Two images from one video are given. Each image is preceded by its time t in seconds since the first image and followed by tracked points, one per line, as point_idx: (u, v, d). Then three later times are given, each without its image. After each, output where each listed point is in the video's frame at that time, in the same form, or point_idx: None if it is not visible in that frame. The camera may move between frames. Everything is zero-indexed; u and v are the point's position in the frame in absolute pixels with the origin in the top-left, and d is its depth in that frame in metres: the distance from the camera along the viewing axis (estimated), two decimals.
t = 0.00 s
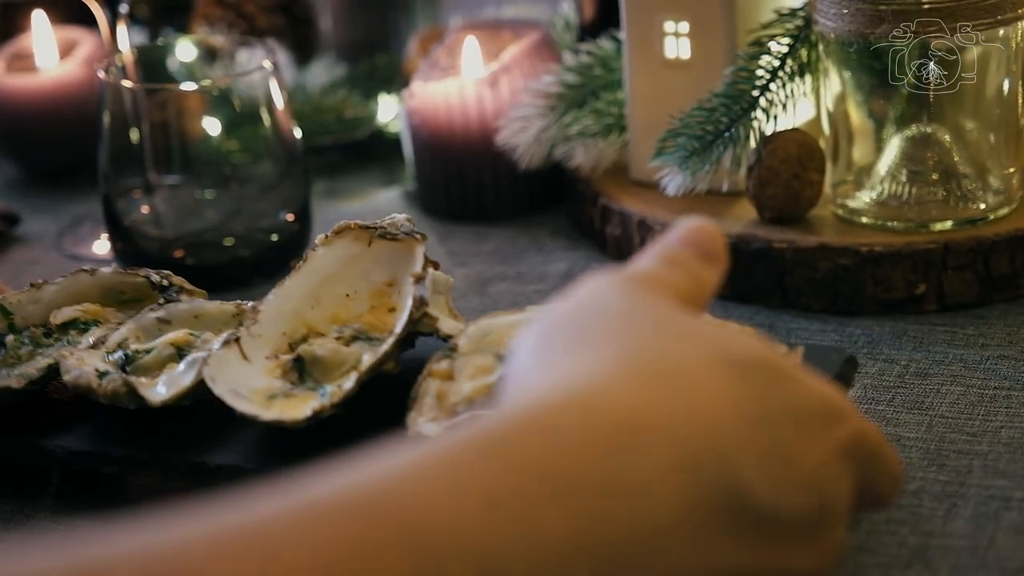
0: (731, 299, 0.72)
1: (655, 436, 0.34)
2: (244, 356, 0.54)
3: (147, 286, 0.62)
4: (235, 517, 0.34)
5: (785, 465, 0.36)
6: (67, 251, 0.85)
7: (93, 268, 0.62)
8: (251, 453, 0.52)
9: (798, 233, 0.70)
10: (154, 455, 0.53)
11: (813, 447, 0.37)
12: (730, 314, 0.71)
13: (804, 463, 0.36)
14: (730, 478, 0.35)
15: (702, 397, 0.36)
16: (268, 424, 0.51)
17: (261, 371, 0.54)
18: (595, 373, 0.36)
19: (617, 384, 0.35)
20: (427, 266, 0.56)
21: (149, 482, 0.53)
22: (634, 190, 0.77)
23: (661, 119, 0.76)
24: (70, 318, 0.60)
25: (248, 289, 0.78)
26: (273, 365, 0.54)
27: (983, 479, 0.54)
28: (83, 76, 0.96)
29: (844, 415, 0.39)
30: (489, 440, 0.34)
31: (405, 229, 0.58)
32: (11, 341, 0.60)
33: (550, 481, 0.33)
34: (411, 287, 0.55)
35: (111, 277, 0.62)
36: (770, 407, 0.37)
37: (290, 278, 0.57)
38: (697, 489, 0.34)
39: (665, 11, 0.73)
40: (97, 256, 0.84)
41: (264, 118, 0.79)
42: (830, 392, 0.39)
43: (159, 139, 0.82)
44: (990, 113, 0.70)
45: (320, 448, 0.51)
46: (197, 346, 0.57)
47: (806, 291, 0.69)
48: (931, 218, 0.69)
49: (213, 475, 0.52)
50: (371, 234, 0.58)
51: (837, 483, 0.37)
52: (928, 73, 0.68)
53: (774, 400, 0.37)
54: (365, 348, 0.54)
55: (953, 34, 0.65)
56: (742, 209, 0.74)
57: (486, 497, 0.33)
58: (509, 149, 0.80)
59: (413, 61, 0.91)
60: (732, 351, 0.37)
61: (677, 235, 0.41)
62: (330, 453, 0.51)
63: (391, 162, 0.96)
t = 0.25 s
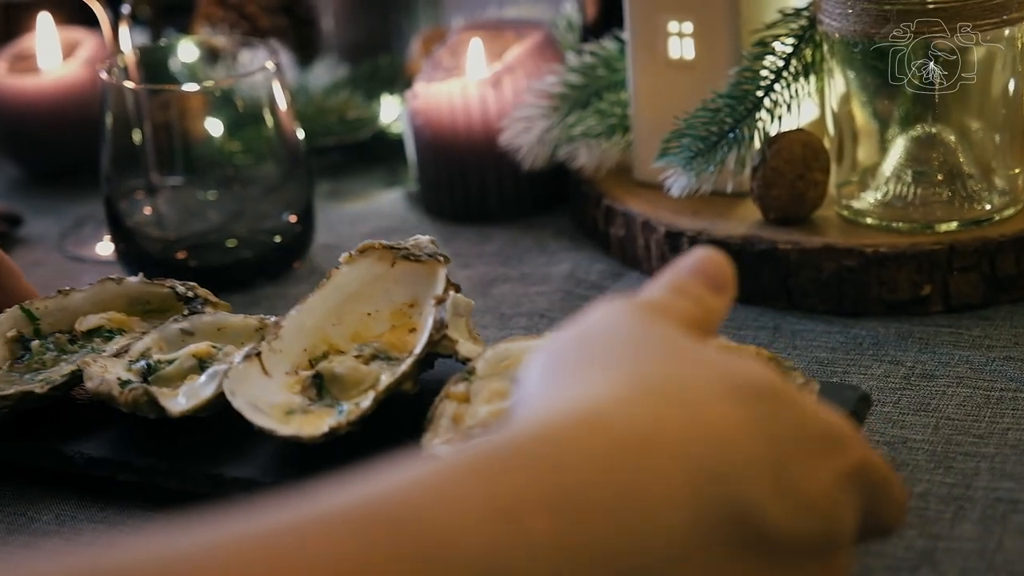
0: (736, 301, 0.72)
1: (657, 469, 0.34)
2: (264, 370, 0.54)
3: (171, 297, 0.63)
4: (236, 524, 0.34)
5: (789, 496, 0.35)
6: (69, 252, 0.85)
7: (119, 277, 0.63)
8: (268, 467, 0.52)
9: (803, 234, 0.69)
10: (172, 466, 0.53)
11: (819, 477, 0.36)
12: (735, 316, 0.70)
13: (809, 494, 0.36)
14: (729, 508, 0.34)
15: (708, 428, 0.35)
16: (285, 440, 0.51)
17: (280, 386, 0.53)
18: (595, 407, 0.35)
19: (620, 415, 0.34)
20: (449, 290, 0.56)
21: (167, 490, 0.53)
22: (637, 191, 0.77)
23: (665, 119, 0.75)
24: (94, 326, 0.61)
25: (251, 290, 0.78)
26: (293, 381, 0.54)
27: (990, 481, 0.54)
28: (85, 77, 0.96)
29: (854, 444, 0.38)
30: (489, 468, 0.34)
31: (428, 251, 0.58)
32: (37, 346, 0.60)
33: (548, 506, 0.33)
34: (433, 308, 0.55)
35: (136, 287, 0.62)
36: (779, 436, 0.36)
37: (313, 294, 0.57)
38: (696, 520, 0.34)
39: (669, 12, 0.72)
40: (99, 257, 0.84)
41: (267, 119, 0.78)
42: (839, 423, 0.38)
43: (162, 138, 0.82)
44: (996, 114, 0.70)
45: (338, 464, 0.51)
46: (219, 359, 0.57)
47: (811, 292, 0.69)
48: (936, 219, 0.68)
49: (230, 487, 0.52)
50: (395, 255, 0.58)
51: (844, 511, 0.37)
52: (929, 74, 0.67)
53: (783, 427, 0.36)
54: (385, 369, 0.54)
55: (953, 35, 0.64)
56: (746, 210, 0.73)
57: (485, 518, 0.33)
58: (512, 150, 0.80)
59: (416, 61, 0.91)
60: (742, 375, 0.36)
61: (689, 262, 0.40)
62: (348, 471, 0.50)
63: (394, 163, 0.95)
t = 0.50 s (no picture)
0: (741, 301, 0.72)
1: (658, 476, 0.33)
2: (274, 380, 0.54)
3: (184, 303, 0.63)
4: (235, 519, 0.33)
5: (795, 505, 0.35)
6: (72, 253, 0.84)
7: (132, 283, 0.63)
8: (277, 477, 0.51)
9: (808, 234, 0.69)
10: (182, 474, 0.53)
11: (826, 486, 0.36)
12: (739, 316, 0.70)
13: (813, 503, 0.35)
14: (733, 516, 0.34)
15: (712, 436, 0.34)
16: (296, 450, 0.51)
17: (290, 396, 0.53)
18: (595, 413, 0.34)
19: (623, 423, 0.34)
20: (459, 297, 0.56)
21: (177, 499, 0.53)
22: (642, 191, 0.77)
23: (669, 119, 0.75)
24: (107, 332, 0.61)
25: (255, 290, 0.78)
26: (303, 390, 0.54)
27: (997, 482, 0.54)
28: (88, 78, 0.96)
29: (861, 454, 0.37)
30: (492, 476, 0.33)
31: (438, 260, 0.58)
32: (49, 354, 0.61)
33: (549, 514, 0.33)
34: (443, 318, 0.55)
35: (148, 293, 0.63)
36: (784, 444, 0.35)
37: (324, 302, 0.57)
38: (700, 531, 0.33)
39: (673, 11, 0.72)
40: (102, 257, 0.84)
41: (270, 119, 0.78)
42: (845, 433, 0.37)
43: (165, 140, 0.83)
44: (1002, 113, 0.69)
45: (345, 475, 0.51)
46: (229, 367, 0.57)
47: (816, 293, 0.69)
48: (942, 219, 0.68)
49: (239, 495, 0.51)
50: (406, 263, 0.58)
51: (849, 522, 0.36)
52: (929, 74, 0.67)
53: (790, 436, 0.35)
54: (394, 378, 0.54)
55: (953, 35, 0.64)
56: (751, 210, 0.73)
57: (484, 523, 0.32)
58: (516, 150, 0.80)
59: (419, 61, 0.91)
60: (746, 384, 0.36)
61: (698, 272, 0.39)
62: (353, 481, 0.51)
63: (397, 163, 0.95)
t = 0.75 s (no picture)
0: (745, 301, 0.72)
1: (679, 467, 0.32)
2: (284, 382, 0.54)
3: (193, 305, 0.63)
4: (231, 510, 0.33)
5: (811, 489, 0.33)
6: (75, 253, 0.84)
7: (141, 284, 0.64)
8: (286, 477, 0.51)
9: (813, 234, 0.69)
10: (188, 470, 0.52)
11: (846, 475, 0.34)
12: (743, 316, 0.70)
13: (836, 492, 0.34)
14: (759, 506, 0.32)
15: (736, 423, 0.32)
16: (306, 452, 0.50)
17: (301, 398, 0.53)
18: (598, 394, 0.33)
19: (644, 409, 0.32)
20: (470, 301, 0.56)
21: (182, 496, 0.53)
22: (645, 190, 0.77)
23: (673, 120, 0.75)
24: (116, 333, 0.61)
25: (258, 290, 0.78)
26: (313, 392, 0.54)
27: (1002, 482, 0.54)
28: (91, 77, 0.96)
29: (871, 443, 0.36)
30: (501, 470, 0.32)
31: (450, 264, 0.58)
32: (57, 353, 0.61)
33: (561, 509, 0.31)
34: (453, 322, 0.55)
35: (157, 294, 0.63)
36: (795, 427, 0.33)
37: (335, 305, 0.57)
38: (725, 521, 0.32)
39: (677, 11, 0.72)
40: (105, 257, 0.83)
41: (273, 118, 0.78)
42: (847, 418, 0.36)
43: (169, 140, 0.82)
44: (1006, 113, 0.69)
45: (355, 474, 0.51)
46: (239, 369, 0.57)
47: (820, 293, 0.69)
48: (946, 219, 0.68)
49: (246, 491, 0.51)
50: (416, 266, 0.58)
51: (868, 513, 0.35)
52: (929, 73, 0.67)
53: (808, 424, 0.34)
54: (405, 382, 0.54)
55: (952, 35, 0.64)
56: (755, 210, 0.73)
57: (492, 522, 0.31)
58: (520, 150, 0.80)
59: (422, 61, 0.91)
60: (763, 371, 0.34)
61: (707, 269, 0.38)
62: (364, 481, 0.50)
63: (400, 163, 0.95)
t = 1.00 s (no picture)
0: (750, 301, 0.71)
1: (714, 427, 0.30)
2: (295, 378, 0.57)
3: (203, 311, 0.66)
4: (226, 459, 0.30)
5: (842, 462, 0.31)
6: (78, 252, 0.84)
7: (153, 289, 0.66)
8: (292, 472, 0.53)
9: (817, 234, 0.69)
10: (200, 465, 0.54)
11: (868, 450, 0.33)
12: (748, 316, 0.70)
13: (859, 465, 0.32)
14: (792, 472, 0.30)
15: (774, 383, 0.31)
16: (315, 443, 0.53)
17: (310, 394, 0.56)
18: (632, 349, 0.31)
19: (676, 369, 0.30)
20: (481, 310, 0.60)
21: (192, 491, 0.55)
22: (650, 190, 0.77)
23: (678, 119, 0.75)
24: (126, 334, 0.64)
25: (261, 290, 0.78)
26: (322, 390, 0.57)
27: (1008, 482, 0.54)
28: (93, 77, 0.96)
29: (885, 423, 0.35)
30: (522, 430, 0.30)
31: (464, 275, 0.63)
32: (68, 350, 0.63)
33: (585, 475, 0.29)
34: (468, 327, 0.60)
35: (168, 299, 0.66)
36: (830, 397, 0.32)
37: (350, 311, 0.62)
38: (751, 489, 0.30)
39: (681, 11, 0.72)
40: (108, 258, 0.83)
41: (277, 118, 0.78)
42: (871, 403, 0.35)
43: (172, 140, 0.82)
44: (1011, 113, 0.69)
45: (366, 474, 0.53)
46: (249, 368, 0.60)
47: (825, 292, 0.69)
48: (951, 219, 0.68)
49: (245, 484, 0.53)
50: (430, 277, 0.63)
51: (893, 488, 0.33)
52: (928, 73, 0.67)
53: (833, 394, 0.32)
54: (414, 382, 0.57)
55: (952, 35, 0.64)
56: (759, 210, 0.73)
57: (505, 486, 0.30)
58: (523, 150, 0.80)
59: (425, 61, 0.90)
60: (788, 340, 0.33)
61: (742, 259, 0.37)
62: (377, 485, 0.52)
63: (403, 163, 0.95)
